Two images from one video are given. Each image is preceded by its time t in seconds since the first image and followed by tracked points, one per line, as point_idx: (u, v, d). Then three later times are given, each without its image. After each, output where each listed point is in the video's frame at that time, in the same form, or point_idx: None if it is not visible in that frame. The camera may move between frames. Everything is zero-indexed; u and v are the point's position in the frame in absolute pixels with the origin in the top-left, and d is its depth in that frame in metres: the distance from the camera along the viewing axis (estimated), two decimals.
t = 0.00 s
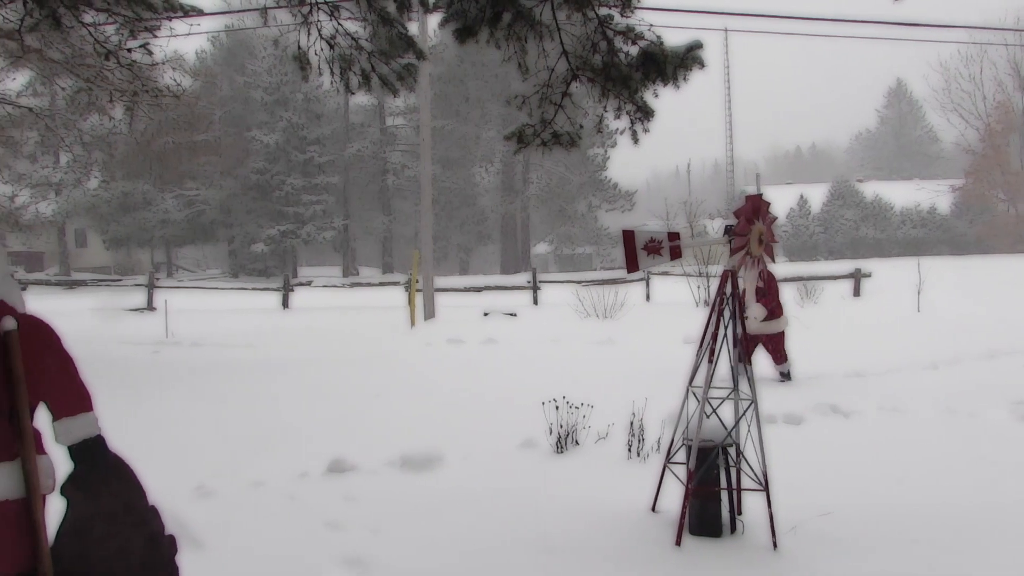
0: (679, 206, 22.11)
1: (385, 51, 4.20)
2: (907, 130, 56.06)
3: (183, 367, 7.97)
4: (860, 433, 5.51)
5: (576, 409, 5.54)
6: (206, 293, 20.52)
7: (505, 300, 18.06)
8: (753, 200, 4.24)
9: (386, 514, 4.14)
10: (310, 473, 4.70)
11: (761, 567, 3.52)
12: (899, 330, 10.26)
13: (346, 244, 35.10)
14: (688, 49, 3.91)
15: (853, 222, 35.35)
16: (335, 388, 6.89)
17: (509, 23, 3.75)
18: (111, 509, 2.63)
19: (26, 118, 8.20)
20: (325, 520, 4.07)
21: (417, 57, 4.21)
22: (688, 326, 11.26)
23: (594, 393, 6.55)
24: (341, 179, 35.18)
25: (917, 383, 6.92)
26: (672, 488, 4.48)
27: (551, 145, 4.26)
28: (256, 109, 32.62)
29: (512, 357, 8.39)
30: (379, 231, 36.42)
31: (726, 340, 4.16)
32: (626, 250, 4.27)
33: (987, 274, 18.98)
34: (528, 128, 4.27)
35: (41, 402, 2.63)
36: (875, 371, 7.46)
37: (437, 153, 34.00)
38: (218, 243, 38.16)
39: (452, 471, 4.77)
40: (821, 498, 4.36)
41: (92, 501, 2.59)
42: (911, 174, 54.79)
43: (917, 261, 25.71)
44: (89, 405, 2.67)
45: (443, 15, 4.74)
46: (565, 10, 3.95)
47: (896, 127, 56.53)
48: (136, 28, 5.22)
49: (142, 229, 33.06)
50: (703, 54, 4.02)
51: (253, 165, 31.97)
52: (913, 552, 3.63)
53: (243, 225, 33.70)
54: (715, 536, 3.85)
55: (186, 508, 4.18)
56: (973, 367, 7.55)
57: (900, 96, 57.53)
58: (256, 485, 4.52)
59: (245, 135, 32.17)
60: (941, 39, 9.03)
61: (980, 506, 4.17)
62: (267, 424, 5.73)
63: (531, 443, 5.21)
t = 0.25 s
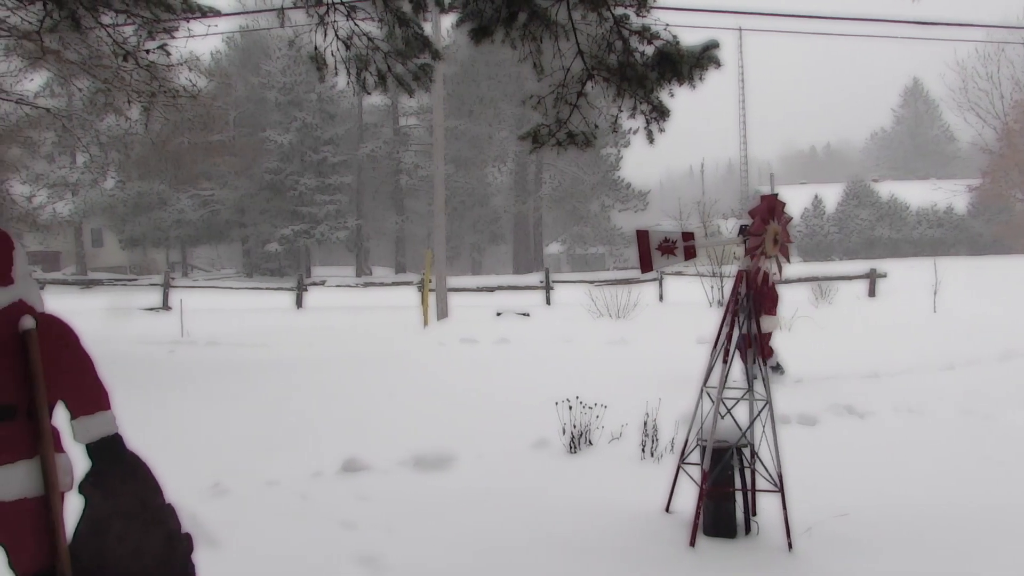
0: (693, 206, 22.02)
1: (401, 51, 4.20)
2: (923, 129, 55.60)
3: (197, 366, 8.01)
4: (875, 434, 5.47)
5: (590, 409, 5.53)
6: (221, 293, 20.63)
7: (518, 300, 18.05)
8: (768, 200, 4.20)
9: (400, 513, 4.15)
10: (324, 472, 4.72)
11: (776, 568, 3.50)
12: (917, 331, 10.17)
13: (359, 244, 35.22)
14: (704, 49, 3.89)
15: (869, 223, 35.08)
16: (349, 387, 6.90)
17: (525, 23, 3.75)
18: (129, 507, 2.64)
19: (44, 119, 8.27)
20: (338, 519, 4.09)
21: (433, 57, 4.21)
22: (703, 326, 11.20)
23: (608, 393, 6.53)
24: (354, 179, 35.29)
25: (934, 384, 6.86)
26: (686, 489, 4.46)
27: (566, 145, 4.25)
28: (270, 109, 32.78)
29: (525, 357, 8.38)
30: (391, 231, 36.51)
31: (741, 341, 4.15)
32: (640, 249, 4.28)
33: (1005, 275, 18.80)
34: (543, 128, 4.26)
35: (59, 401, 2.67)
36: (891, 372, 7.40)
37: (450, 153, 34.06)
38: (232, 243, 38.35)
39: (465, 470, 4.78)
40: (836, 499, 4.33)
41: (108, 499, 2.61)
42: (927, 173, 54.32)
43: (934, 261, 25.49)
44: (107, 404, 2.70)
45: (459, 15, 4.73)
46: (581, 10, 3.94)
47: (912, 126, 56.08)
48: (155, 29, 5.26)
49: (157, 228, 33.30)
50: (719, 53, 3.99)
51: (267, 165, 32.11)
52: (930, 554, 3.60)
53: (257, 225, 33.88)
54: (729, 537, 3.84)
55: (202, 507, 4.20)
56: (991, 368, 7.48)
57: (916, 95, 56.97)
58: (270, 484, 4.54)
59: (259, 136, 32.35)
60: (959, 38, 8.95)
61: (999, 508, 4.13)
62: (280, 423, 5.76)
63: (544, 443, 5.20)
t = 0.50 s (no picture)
0: (704, 206, 21.98)
1: (415, 51, 4.19)
2: (936, 128, 55.28)
3: (209, 364, 8.06)
4: (886, 435, 5.44)
5: (600, 408, 5.53)
6: (233, 292, 20.72)
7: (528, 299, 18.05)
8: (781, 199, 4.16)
9: (410, 512, 4.16)
10: (334, 471, 4.74)
11: (785, 568, 3.49)
12: (929, 332, 10.12)
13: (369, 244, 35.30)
14: (717, 48, 3.88)
15: (882, 222, 34.93)
16: (360, 386, 6.92)
17: (537, 24, 3.76)
18: (144, 504, 2.66)
19: (58, 119, 8.34)
20: (349, 518, 4.10)
21: (446, 57, 4.21)
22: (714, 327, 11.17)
23: (618, 393, 6.52)
24: (365, 179, 35.40)
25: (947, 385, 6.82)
26: (696, 489, 4.45)
27: (579, 145, 4.26)
28: (281, 109, 32.90)
29: (535, 357, 8.39)
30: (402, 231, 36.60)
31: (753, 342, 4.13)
32: (650, 249, 4.27)
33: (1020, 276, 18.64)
34: (555, 128, 4.26)
35: (75, 399, 2.70)
36: (903, 373, 7.36)
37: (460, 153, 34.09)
38: (243, 242, 38.53)
39: (475, 469, 4.78)
40: (847, 500, 4.32)
41: (122, 497, 2.64)
42: (940, 173, 54.00)
43: (946, 262, 25.33)
44: (122, 402, 2.74)
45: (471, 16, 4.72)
46: (594, 9, 3.93)
47: (925, 125, 55.76)
48: (169, 29, 5.30)
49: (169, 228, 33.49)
50: (733, 52, 3.98)
51: (278, 164, 32.24)
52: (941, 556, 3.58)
53: (267, 224, 34.03)
54: (740, 538, 3.83)
55: (213, 504, 4.22)
56: (1004, 369, 7.43)
57: (929, 95, 56.58)
58: (281, 483, 4.56)
59: (270, 135, 32.47)
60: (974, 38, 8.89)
61: (1012, 510, 4.10)
62: (291, 422, 5.77)
63: (554, 443, 5.20)
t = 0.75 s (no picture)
0: (715, 206, 21.91)
1: (429, 52, 4.19)
2: (950, 127, 54.90)
3: (223, 363, 8.10)
4: (899, 436, 5.42)
5: (612, 409, 5.53)
6: (246, 291, 20.83)
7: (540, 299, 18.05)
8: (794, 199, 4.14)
9: (422, 511, 4.18)
10: (347, 469, 4.76)
11: (799, 570, 3.49)
12: (943, 333, 10.06)
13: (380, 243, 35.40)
14: (732, 48, 3.86)
15: (894, 222, 34.80)
16: (372, 386, 6.94)
17: (551, 24, 3.76)
18: (158, 501, 2.69)
19: (73, 119, 8.40)
20: (361, 517, 4.11)
21: (460, 57, 4.21)
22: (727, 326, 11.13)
23: (629, 393, 6.52)
24: (377, 179, 35.47)
25: (962, 386, 6.79)
26: (708, 490, 4.44)
27: (592, 145, 4.26)
28: (293, 110, 33.04)
29: (546, 357, 8.38)
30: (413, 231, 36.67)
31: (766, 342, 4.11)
32: (662, 248, 4.25)
33: None
34: (569, 128, 4.27)
35: (92, 398, 2.74)
36: (917, 374, 7.33)
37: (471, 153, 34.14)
38: (254, 242, 38.71)
39: (487, 469, 4.79)
40: (860, 502, 4.30)
41: (137, 494, 2.66)
42: (954, 173, 53.64)
43: (960, 262, 25.14)
44: (137, 402, 2.76)
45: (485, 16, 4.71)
46: (608, 9, 3.93)
47: (939, 124, 55.39)
48: (187, 30, 5.35)
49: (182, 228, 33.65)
50: (748, 52, 3.96)
51: (291, 164, 32.38)
52: (956, 557, 3.57)
53: (280, 224, 34.19)
54: (753, 539, 3.81)
55: (227, 502, 4.25)
56: (1019, 370, 7.38)
57: (943, 94, 56.18)
58: (294, 481, 4.58)
59: (282, 135, 32.61)
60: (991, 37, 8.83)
61: None
62: (303, 420, 5.80)
63: (566, 443, 5.21)
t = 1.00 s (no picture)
0: (728, 206, 21.84)
1: (446, 52, 4.20)
2: (966, 126, 54.49)
3: (239, 362, 8.16)
4: (915, 438, 5.39)
5: (625, 409, 5.52)
6: (259, 291, 20.93)
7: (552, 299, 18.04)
8: (809, 199, 4.13)
9: (435, 510, 4.18)
10: (361, 468, 4.78)
11: (814, 572, 3.46)
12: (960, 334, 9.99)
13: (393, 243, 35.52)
14: (749, 48, 3.84)
15: (909, 223, 34.56)
16: (385, 385, 6.97)
17: (567, 24, 3.76)
18: (173, 497, 2.75)
19: (90, 120, 8.47)
20: (375, 516, 4.12)
21: (477, 58, 4.21)
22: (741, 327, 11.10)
23: (643, 394, 6.51)
24: (390, 179, 35.60)
25: (979, 387, 6.74)
26: (723, 491, 4.43)
27: (608, 145, 4.26)
28: (307, 110, 33.20)
29: (560, 357, 8.39)
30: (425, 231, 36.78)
31: (781, 343, 4.07)
32: (677, 249, 4.24)
33: None
34: (585, 128, 4.27)
35: (111, 395, 2.79)
36: (933, 376, 7.28)
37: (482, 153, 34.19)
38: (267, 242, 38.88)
39: (500, 469, 4.78)
40: (875, 504, 4.27)
41: (153, 490, 2.72)
42: (971, 172, 53.22)
43: (978, 262, 24.94)
44: (154, 400, 2.82)
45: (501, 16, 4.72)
46: (624, 9, 3.92)
47: (955, 123, 54.98)
48: (205, 32, 5.39)
49: (196, 228, 33.87)
50: (765, 51, 3.94)
51: (305, 165, 32.61)
52: (973, 560, 3.54)
53: (294, 224, 34.39)
54: (768, 541, 3.79)
55: (243, 500, 4.28)
56: None
57: (959, 93, 55.76)
58: (308, 480, 4.60)
59: (295, 136, 32.75)
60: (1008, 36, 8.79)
61: None
62: (318, 419, 5.84)
63: (579, 443, 5.21)
